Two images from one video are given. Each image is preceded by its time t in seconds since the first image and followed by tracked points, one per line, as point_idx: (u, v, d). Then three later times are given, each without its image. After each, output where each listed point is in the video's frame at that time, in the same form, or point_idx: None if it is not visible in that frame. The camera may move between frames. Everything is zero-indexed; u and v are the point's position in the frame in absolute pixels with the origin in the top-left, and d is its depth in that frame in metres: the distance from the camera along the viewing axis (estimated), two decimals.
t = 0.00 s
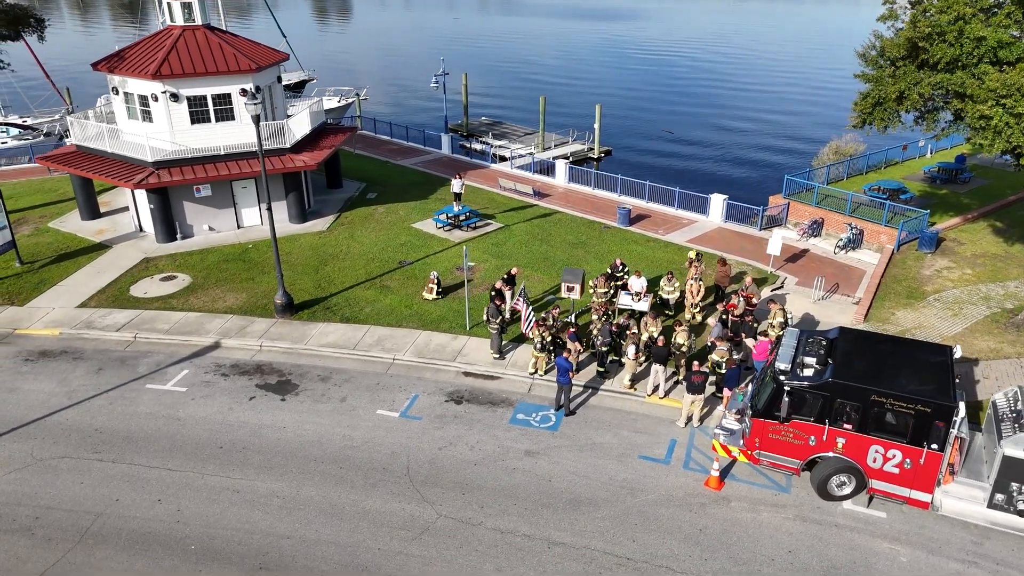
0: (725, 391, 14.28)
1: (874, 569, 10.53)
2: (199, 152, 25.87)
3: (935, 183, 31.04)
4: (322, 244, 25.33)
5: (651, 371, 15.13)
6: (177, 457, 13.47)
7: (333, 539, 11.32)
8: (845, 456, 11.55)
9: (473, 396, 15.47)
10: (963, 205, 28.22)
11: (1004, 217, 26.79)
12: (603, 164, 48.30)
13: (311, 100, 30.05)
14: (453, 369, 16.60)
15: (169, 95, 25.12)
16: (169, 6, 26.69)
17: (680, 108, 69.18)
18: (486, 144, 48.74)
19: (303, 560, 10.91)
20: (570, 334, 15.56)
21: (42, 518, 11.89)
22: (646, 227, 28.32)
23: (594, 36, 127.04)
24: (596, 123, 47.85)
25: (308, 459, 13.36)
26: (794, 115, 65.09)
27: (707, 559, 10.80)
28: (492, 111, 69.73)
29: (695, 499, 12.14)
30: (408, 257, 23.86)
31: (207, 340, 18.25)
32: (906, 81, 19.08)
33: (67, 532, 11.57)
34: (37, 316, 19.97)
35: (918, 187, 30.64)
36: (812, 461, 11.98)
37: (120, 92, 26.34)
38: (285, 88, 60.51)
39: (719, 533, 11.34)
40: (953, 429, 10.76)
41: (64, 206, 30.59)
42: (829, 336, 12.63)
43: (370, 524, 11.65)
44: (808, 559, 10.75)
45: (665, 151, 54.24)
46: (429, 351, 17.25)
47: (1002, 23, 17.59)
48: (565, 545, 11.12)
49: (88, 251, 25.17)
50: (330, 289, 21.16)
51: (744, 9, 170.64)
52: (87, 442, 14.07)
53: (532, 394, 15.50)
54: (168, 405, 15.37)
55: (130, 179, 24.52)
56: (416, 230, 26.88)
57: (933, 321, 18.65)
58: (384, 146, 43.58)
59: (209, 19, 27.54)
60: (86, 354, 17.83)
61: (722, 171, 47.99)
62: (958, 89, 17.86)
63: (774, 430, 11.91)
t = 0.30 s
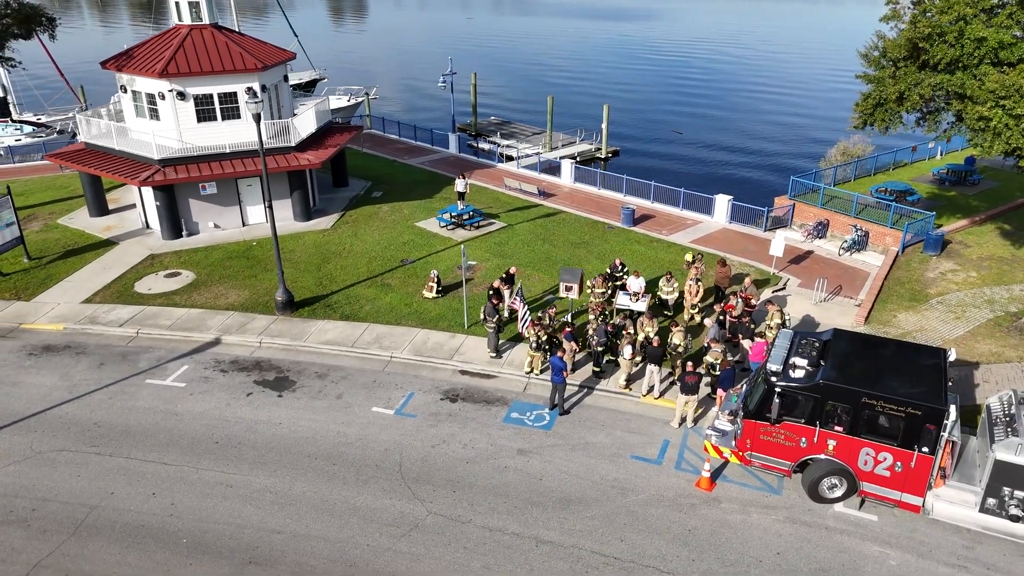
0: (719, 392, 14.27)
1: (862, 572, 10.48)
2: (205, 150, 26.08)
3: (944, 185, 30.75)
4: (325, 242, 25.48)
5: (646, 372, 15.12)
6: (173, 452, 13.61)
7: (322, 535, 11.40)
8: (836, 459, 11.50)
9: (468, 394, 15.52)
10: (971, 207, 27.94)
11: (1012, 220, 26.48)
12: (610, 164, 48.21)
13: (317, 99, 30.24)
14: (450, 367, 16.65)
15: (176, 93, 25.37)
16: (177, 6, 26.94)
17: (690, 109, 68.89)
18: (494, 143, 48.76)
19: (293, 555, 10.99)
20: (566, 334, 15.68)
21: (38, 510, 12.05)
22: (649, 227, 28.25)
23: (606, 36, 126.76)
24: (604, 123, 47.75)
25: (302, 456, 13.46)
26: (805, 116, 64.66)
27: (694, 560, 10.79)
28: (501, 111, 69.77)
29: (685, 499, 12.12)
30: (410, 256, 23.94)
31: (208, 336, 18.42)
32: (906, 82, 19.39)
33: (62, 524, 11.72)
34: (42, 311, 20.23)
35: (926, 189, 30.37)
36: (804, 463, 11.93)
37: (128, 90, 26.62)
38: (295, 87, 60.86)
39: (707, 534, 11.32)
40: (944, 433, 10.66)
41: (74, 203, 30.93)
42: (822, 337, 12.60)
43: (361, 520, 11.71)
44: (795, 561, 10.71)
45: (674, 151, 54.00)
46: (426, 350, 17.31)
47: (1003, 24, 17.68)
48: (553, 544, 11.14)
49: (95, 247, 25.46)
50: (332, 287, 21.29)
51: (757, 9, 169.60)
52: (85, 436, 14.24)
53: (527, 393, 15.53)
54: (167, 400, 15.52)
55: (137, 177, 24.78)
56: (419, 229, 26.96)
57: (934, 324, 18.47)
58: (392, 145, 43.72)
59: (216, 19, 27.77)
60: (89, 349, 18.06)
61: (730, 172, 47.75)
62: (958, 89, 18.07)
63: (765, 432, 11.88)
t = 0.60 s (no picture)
0: (714, 393, 14.24)
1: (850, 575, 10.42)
2: (211, 148, 26.30)
3: (953, 188, 30.45)
4: (328, 241, 25.62)
5: (641, 372, 15.10)
6: (169, 447, 13.76)
7: (312, 531, 11.48)
8: (826, 461, 11.44)
9: (463, 393, 15.57)
10: (979, 210, 27.66)
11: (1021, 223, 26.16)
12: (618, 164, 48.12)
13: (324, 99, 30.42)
14: (446, 366, 16.70)
15: (182, 92, 25.60)
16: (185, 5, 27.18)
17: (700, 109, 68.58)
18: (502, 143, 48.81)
19: (282, 550, 11.08)
20: (561, 334, 15.69)
21: (34, 502, 12.22)
22: (653, 228, 28.17)
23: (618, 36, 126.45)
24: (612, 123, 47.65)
25: (295, 452, 13.56)
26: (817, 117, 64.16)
27: (681, 560, 10.78)
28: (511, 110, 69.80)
29: (675, 500, 12.11)
30: (412, 254, 24.02)
31: (209, 333, 18.59)
32: (906, 83, 19.83)
33: (57, 515, 11.89)
34: (48, 307, 20.50)
35: (934, 191, 30.08)
36: (795, 465, 11.88)
37: (137, 89, 26.90)
38: (305, 87, 61.21)
39: (696, 534, 11.30)
40: (934, 436, 10.57)
41: (83, 200, 31.31)
42: (816, 340, 12.54)
43: (350, 517, 11.79)
44: (783, 564, 10.66)
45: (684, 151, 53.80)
46: (423, 348, 17.37)
47: (1004, 25, 17.73)
48: (540, 543, 11.16)
49: (102, 244, 25.76)
50: (333, 285, 21.41)
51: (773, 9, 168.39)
52: (84, 429, 14.42)
53: (522, 393, 15.55)
54: (165, 396, 15.68)
55: (143, 174, 25.03)
56: (422, 228, 27.03)
57: (936, 327, 18.29)
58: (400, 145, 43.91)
59: (224, 18, 27.99)
60: (92, 344, 18.28)
61: (739, 173, 47.50)
62: (957, 90, 18.31)
63: (756, 433, 11.85)
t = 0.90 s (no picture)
0: (708, 394, 14.20)
1: None
2: (217, 147, 26.53)
3: (961, 190, 30.16)
4: (332, 239, 25.78)
5: (636, 373, 15.10)
6: (166, 441, 13.91)
7: (302, 526, 11.58)
8: (816, 463, 11.38)
9: (458, 391, 15.62)
10: (987, 212, 27.39)
11: None
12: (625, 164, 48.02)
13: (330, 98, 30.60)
14: (442, 364, 16.76)
15: (189, 91, 25.85)
16: (192, 5, 27.42)
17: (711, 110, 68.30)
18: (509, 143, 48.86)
19: (272, 544, 11.18)
20: (557, 333, 15.70)
21: (31, 494, 12.40)
22: (657, 228, 28.09)
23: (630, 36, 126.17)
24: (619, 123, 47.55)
25: (289, 448, 13.66)
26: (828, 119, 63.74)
27: (668, 560, 10.77)
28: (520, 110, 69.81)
29: (665, 500, 12.09)
30: (415, 253, 24.13)
31: (210, 329, 18.76)
32: (907, 83, 20.46)
33: (53, 507, 12.06)
34: (53, 302, 20.77)
35: (942, 193, 29.80)
36: (785, 467, 11.82)
37: (144, 87, 27.17)
38: (315, 86, 61.56)
39: (684, 535, 11.29)
40: (923, 440, 10.50)
41: (92, 197, 31.67)
42: (808, 342, 12.50)
43: (341, 513, 11.88)
44: (770, 565, 10.64)
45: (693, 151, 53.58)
46: (420, 347, 17.45)
47: (1005, 25, 18.44)
48: (528, 541, 11.19)
49: (109, 240, 26.04)
50: (334, 283, 21.54)
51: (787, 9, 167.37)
52: (83, 423, 14.61)
53: (516, 392, 15.59)
54: (164, 391, 15.85)
55: (149, 172, 25.29)
56: (426, 227, 27.10)
57: (937, 330, 18.13)
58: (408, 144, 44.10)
59: (231, 17, 28.21)
60: (95, 339, 18.51)
61: (747, 174, 47.29)
62: (958, 91, 19.18)
63: (746, 435, 11.82)
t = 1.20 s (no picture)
0: (703, 395, 14.17)
1: None
2: (223, 145, 26.76)
3: (970, 192, 29.87)
4: (335, 237, 25.90)
5: (630, 373, 15.11)
6: (163, 436, 14.06)
7: (293, 521, 11.69)
8: (806, 465, 11.35)
9: (454, 390, 15.68)
10: (995, 215, 27.10)
11: None
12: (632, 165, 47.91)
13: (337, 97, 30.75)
14: (439, 362, 16.83)
15: (196, 89, 26.08)
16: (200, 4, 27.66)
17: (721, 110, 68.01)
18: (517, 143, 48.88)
19: (262, 539, 11.29)
20: (553, 332, 15.72)
21: (29, 486, 12.58)
22: (661, 229, 28.02)
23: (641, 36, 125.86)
24: (627, 123, 47.45)
25: (284, 444, 13.78)
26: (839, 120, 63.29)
27: (655, 560, 10.78)
28: (529, 110, 69.81)
29: (655, 500, 12.10)
30: (417, 252, 24.23)
31: (211, 326, 18.94)
32: (906, 85, 21.10)
33: (50, 500, 12.23)
34: (58, 298, 21.04)
35: (950, 195, 29.52)
36: (775, 468, 11.79)
37: (152, 85, 27.44)
38: (325, 85, 61.88)
39: (672, 535, 11.29)
40: (913, 442, 10.44)
41: (102, 194, 32.02)
42: (800, 343, 12.46)
43: (332, 508, 11.97)
44: (758, 567, 10.63)
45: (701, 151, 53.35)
46: (418, 345, 17.52)
47: (1006, 25, 18.69)
48: (516, 539, 11.23)
49: (116, 237, 26.34)
50: (335, 281, 21.68)
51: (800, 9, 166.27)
52: (83, 417, 14.79)
53: (511, 390, 15.63)
54: (164, 386, 16.02)
55: (155, 169, 25.55)
56: (429, 226, 27.18)
57: (938, 333, 17.98)
58: (416, 143, 44.24)
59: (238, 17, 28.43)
60: (98, 334, 18.74)
61: (755, 175, 47.04)
62: (957, 92, 19.89)
63: (737, 435, 11.81)
